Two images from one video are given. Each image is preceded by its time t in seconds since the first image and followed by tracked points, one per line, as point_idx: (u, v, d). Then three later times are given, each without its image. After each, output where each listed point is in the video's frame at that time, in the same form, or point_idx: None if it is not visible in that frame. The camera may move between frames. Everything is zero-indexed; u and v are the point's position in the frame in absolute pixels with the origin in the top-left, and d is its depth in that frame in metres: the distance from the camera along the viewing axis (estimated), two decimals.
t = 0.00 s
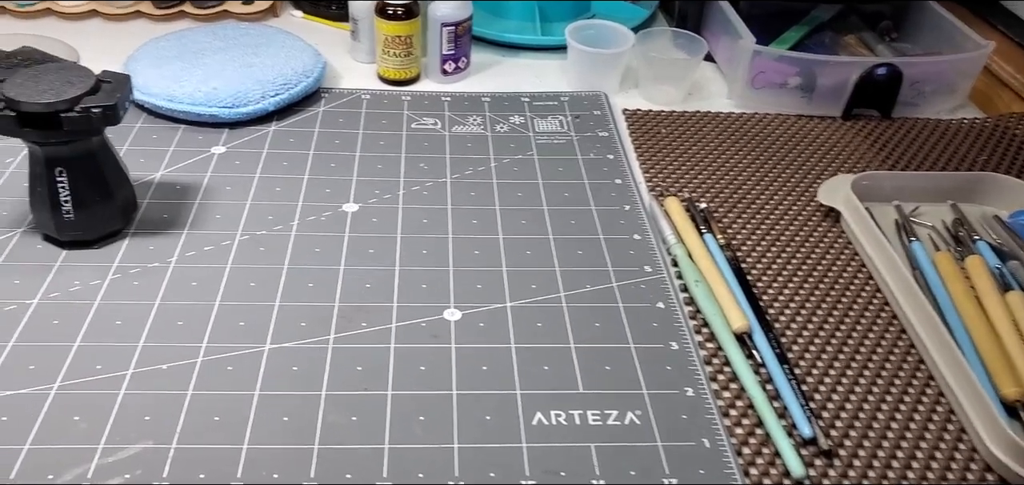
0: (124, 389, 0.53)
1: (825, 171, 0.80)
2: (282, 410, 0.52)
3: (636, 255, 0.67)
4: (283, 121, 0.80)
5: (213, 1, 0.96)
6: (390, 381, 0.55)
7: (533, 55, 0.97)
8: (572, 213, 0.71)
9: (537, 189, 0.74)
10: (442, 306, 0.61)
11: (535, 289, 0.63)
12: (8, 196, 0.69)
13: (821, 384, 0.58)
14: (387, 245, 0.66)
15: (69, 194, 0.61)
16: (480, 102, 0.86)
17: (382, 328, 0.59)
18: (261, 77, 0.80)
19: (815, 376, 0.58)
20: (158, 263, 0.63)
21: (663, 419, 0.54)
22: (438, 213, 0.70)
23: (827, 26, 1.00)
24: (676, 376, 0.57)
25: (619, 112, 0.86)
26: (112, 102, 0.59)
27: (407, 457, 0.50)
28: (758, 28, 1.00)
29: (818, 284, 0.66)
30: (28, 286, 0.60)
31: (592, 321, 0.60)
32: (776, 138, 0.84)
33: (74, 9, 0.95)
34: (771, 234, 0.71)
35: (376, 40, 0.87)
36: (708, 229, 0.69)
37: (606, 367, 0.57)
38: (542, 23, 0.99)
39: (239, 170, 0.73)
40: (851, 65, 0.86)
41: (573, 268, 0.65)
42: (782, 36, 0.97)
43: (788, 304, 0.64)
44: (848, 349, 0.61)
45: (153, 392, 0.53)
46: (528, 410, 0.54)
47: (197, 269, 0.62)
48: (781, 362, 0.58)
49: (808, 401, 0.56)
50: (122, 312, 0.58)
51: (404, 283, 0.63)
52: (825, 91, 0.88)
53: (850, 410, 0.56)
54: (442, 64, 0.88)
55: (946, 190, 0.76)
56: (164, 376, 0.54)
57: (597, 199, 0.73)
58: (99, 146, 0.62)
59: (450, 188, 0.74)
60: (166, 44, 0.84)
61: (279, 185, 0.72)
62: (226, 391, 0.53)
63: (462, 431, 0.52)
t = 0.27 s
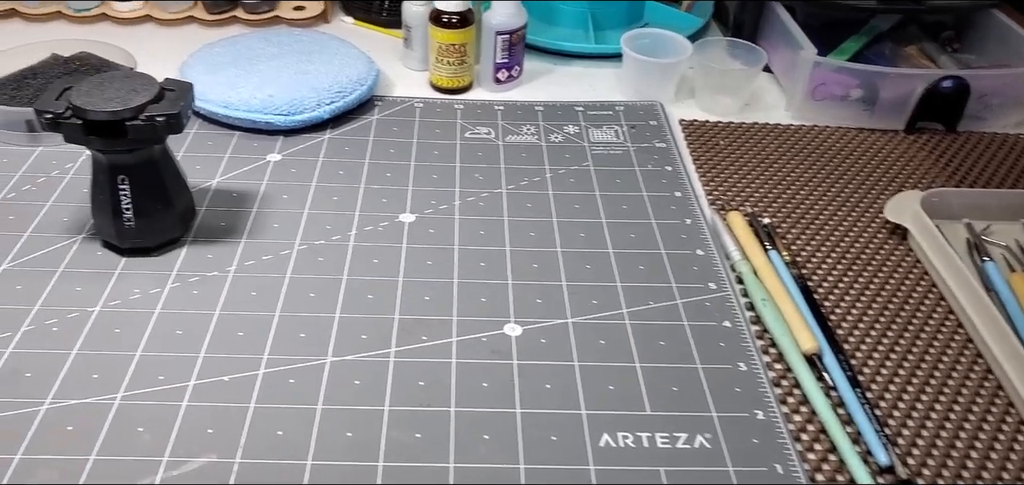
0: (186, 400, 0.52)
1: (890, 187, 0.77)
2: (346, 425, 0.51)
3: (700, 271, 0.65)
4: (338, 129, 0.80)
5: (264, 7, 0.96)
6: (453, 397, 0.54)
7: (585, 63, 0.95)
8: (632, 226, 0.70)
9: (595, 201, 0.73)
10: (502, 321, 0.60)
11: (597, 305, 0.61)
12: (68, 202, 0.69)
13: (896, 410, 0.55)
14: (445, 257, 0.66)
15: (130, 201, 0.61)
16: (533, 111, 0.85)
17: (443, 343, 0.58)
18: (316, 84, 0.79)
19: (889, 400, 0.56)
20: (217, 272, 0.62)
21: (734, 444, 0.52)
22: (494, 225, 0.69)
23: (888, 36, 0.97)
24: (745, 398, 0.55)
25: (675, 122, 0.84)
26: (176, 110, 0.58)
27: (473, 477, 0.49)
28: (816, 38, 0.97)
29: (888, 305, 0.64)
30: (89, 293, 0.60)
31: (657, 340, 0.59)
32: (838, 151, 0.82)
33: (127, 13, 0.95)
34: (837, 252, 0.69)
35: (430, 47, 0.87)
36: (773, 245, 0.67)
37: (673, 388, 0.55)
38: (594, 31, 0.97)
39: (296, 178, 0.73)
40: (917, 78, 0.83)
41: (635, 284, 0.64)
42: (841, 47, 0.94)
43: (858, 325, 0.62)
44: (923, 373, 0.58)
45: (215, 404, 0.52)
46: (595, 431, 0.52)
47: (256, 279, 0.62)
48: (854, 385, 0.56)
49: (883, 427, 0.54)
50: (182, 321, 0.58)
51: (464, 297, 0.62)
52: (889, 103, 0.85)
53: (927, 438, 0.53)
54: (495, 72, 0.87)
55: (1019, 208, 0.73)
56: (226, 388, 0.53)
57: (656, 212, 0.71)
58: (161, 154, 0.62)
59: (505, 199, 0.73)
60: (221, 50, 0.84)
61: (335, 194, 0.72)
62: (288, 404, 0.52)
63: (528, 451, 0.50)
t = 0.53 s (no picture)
0: (247, 419, 0.51)
1: (952, 207, 0.75)
2: (410, 449, 0.50)
3: (762, 293, 0.64)
4: (387, 139, 0.79)
5: (309, 12, 0.95)
6: (517, 421, 0.52)
7: (633, 74, 0.94)
8: (690, 245, 0.68)
9: (651, 217, 0.71)
10: (563, 343, 0.58)
11: (659, 327, 0.60)
12: (119, 210, 0.68)
13: (972, 442, 0.53)
14: (501, 273, 0.64)
15: (187, 212, 0.60)
16: (583, 123, 0.84)
17: (504, 364, 0.56)
18: (366, 94, 0.79)
19: (965, 432, 0.54)
20: (273, 285, 0.62)
21: (807, 476, 0.50)
22: (550, 241, 0.68)
23: (943, 50, 0.95)
24: (815, 428, 0.53)
25: (728, 136, 0.83)
26: (237, 121, 0.57)
27: None
28: (870, 51, 0.95)
29: (959, 331, 0.62)
30: (145, 305, 0.59)
31: (723, 366, 0.57)
32: (896, 169, 0.80)
33: (172, 17, 0.95)
34: (902, 275, 0.67)
35: (479, 57, 0.85)
36: (836, 267, 0.65)
37: (742, 416, 0.54)
38: (643, 41, 0.96)
39: (347, 189, 0.72)
40: (978, 95, 0.81)
41: (697, 305, 0.62)
42: (896, 61, 0.93)
43: (928, 352, 0.60)
44: (998, 405, 0.56)
45: (277, 423, 0.51)
46: (664, 459, 0.51)
47: (312, 294, 0.61)
48: (928, 416, 0.54)
49: (960, 461, 0.52)
50: (239, 337, 0.57)
51: (523, 316, 0.60)
52: (948, 121, 0.83)
53: (1007, 474, 0.51)
54: (545, 83, 0.87)
55: None
56: (287, 407, 0.52)
57: (715, 231, 0.70)
58: (218, 166, 0.61)
59: (559, 214, 0.71)
60: (267, 56, 0.83)
61: (388, 206, 0.71)
62: (350, 425, 0.51)
63: (596, 480, 0.49)
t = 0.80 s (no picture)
0: (326, 452, 0.50)
1: None
2: None
3: (846, 327, 0.62)
4: (449, 156, 0.78)
5: (365, 23, 0.93)
6: (603, 461, 0.50)
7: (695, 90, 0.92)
8: (768, 273, 0.66)
9: (726, 242, 0.70)
10: (645, 377, 0.56)
11: (744, 362, 0.58)
12: (184, 226, 0.67)
13: None
14: (575, 300, 0.62)
15: (259, 233, 0.59)
16: (648, 140, 0.81)
17: (585, 398, 0.54)
18: (430, 110, 0.77)
19: None
20: (345, 309, 0.61)
21: None
22: (623, 266, 0.66)
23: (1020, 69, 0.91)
24: (917, 475, 0.51)
25: (799, 159, 0.81)
26: (315, 143, 0.56)
27: None
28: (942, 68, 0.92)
29: None
30: (215, 327, 0.58)
31: (812, 404, 0.55)
32: (976, 195, 0.77)
33: (227, 25, 0.93)
34: (992, 309, 0.64)
35: (542, 71, 0.83)
36: (922, 301, 0.63)
37: (836, 460, 0.52)
38: (706, 55, 0.93)
39: (413, 208, 0.71)
40: None
41: (780, 339, 0.60)
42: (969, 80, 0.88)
43: None
44: None
45: (356, 457, 0.50)
46: None
47: (383, 319, 0.60)
48: None
49: None
50: (312, 363, 0.56)
51: (601, 347, 0.58)
52: None
53: None
54: (608, 98, 0.84)
55: None
56: (365, 440, 0.51)
57: (794, 258, 0.68)
58: (290, 186, 0.59)
59: (630, 237, 0.69)
60: (328, 69, 0.83)
61: (455, 226, 0.69)
62: (432, 461, 0.50)
63: None
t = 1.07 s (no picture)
0: None
1: None
2: None
3: (939, 366, 0.60)
4: (514, 177, 0.76)
5: (423, 37, 0.92)
6: None
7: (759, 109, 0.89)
8: (851, 306, 0.64)
9: (806, 272, 0.67)
10: (733, 417, 0.55)
11: (833, 402, 0.56)
12: (251, 248, 0.66)
13: None
14: (654, 333, 0.60)
15: (335, 260, 0.58)
16: (718, 162, 0.80)
17: (672, 439, 0.53)
18: (495, 129, 0.75)
19: None
20: (419, 338, 0.59)
21: None
22: (701, 296, 0.64)
23: None
24: None
25: (874, 184, 0.78)
26: (395, 171, 0.55)
27: None
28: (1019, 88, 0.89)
29: None
30: (290, 355, 0.57)
31: (908, 449, 0.53)
32: None
33: (283, 37, 0.92)
34: None
35: (607, 89, 0.82)
36: (1017, 339, 0.60)
37: None
38: (771, 74, 0.91)
39: (482, 231, 0.70)
40: None
41: (870, 379, 0.58)
42: None
43: None
44: None
45: None
46: None
47: (458, 350, 0.58)
48: None
49: None
50: (390, 396, 0.54)
51: (684, 384, 0.57)
52: None
53: None
54: (675, 118, 0.82)
55: None
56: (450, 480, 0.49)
57: (876, 290, 0.66)
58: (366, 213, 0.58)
59: (707, 264, 0.67)
60: (390, 85, 0.82)
61: (525, 251, 0.67)
62: None
63: None
